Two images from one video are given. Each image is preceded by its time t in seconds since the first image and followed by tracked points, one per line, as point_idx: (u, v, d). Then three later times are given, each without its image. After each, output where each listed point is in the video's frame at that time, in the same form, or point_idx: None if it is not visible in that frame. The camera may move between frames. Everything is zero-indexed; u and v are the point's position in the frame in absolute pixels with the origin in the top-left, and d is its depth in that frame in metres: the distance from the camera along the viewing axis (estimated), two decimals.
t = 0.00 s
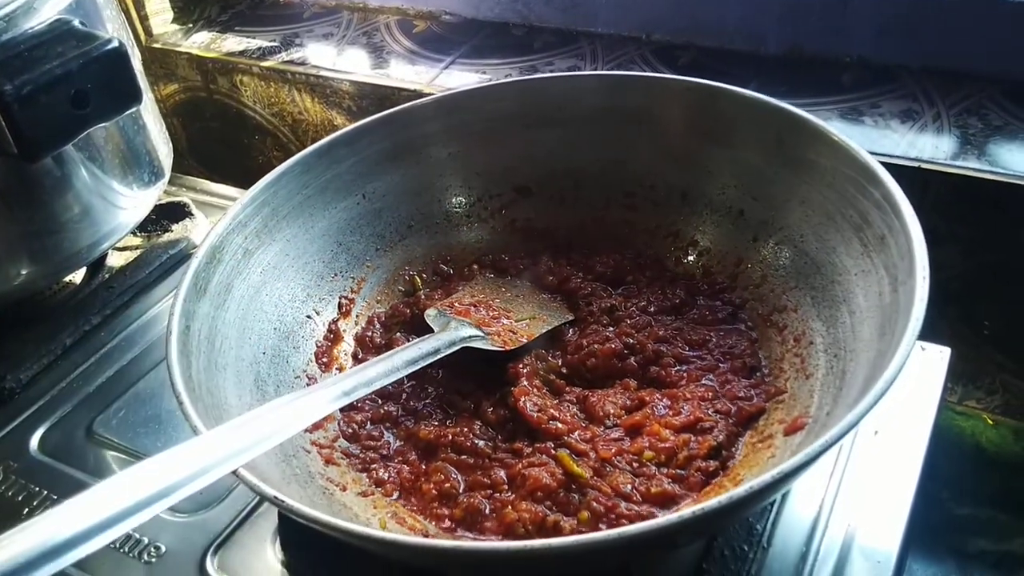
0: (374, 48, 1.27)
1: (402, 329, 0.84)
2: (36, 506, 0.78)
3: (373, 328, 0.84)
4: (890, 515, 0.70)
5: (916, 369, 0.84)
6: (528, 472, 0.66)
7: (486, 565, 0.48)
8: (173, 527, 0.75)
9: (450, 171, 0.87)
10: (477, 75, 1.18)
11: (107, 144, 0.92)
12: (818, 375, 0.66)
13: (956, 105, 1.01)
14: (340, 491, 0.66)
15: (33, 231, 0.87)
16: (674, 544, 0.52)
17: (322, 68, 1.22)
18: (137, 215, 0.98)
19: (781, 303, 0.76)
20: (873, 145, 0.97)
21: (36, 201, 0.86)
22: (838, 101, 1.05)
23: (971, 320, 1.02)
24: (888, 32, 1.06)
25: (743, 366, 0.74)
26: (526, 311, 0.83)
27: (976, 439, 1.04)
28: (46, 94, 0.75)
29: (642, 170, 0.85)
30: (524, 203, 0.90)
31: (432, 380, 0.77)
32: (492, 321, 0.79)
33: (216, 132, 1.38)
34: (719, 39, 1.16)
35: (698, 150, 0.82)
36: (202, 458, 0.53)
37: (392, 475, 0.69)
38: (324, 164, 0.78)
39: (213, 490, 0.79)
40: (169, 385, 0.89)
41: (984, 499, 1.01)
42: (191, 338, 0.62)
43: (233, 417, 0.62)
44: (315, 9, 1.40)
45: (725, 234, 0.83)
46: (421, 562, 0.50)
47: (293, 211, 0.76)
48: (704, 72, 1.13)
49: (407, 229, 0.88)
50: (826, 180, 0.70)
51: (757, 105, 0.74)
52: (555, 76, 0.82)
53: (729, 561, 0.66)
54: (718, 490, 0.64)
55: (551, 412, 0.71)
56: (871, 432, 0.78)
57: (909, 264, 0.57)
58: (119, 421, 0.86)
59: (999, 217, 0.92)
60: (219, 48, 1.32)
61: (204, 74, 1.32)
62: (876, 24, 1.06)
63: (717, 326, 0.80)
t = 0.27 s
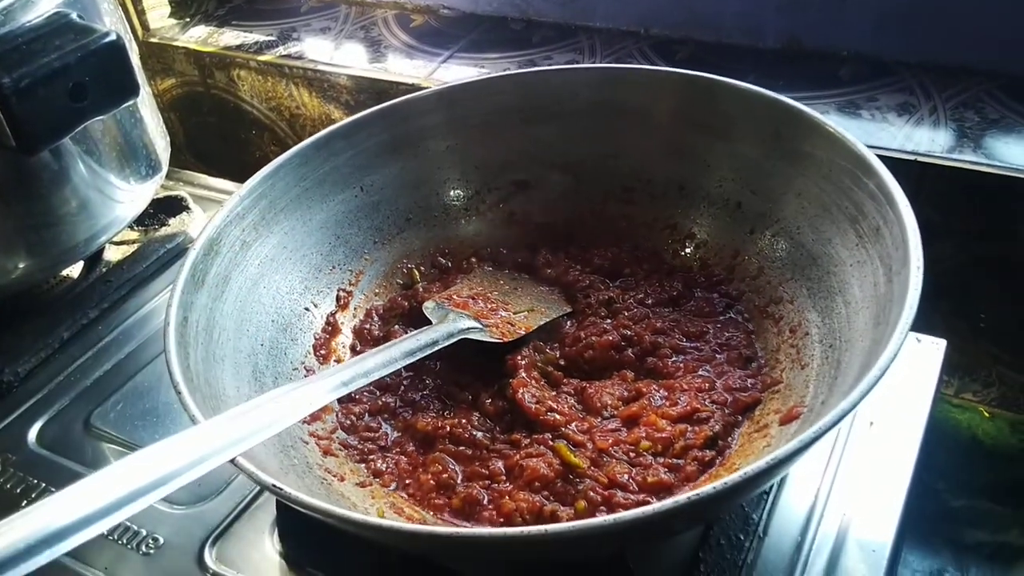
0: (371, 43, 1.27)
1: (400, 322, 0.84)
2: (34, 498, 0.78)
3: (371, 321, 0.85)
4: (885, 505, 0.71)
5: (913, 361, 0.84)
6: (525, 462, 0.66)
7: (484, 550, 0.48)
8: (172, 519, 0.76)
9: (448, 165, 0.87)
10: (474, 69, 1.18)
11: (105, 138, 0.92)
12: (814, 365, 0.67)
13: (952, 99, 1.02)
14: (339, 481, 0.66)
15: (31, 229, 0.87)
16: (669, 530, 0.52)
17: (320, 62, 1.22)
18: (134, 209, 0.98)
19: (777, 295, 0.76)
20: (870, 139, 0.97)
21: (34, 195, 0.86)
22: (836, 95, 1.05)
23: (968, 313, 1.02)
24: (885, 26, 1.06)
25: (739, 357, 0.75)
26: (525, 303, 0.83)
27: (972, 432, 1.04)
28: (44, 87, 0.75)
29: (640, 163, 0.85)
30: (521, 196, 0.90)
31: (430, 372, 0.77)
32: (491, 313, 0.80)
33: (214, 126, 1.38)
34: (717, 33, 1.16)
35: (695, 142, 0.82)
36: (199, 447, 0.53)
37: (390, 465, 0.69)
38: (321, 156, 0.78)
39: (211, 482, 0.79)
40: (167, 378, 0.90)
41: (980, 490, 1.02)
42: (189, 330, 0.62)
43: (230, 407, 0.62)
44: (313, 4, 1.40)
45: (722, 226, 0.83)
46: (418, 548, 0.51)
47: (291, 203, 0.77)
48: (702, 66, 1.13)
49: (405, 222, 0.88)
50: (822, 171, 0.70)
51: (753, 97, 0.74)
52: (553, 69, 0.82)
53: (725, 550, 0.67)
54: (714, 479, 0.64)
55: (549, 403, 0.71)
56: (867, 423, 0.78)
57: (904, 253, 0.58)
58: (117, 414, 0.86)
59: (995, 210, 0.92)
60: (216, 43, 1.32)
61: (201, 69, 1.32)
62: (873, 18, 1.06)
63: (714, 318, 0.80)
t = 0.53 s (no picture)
0: (372, 39, 1.28)
1: (402, 316, 0.85)
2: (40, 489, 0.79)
3: (373, 314, 0.85)
4: (880, 495, 0.72)
5: (909, 353, 0.85)
6: (526, 452, 0.67)
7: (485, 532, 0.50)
8: (176, 509, 0.77)
9: (449, 159, 0.88)
10: (475, 66, 1.19)
11: (108, 133, 0.93)
12: (809, 356, 0.68)
13: (949, 95, 1.02)
14: (342, 469, 0.67)
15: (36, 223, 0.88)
16: (665, 515, 0.53)
17: (320, 59, 1.23)
18: (137, 204, 0.99)
19: (774, 288, 0.77)
20: (867, 135, 0.98)
21: (39, 189, 0.86)
22: (834, 91, 1.06)
23: (963, 308, 1.03)
24: (882, 22, 1.07)
25: (735, 349, 0.76)
26: (525, 296, 0.84)
27: (968, 425, 1.06)
28: (48, 83, 0.75)
29: (638, 159, 0.86)
30: (522, 191, 0.91)
31: (432, 364, 0.78)
32: (492, 306, 0.80)
33: (215, 123, 1.38)
34: (715, 29, 1.17)
35: (693, 137, 0.83)
36: (201, 437, 0.54)
37: (391, 455, 0.70)
38: (323, 151, 0.78)
39: (215, 473, 0.81)
40: (170, 371, 0.90)
41: (975, 482, 1.03)
42: (194, 321, 0.63)
43: (235, 397, 0.63)
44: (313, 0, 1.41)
45: (719, 220, 0.84)
46: (419, 532, 0.52)
47: (294, 197, 0.77)
48: (700, 62, 1.14)
49: (407, 217, 0.89)
50: (818, 165, 0.71)
51: (750, 92, 0.75)
52: (552, 65, 0.82)
53: (722, 538, 0.67)
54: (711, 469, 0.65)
55: (549, 395, 0.72)
56: (863, 415, 0.79)
57: (898, 246, 0.58)
58: (121, 406, 0.87)
59: (989, 205, 0.93)
60: (218, 40, 1.32)
61: (202, 65, 1.33)
62: (870, 14, 1.07)
63: (712, 311, 0.81)
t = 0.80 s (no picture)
0: (378, 41, 1.30)
1: (410, 310, 0.88)
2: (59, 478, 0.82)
3: (382, 308, 0.88)
4: (871, 482, 0.74)
5: (901, 346, 0.88)
6: (530, 441, 0.70)
7: (493, 513, 0.53)
8: (193, 497, 0.80)
9: (455, 159, 0.91)
10: (479, 67, 1.21)
11: (123, 133, 0.96)
12: (803, 348, 0.70)
13: (942, 96, 1.05)
14: (354, 457, 0.70)
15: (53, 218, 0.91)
16: (663, 498, 0.56)
17: (328, 60, 1.26)
18: (151, 202, 1.01)
19: (769, 283, 0.80)
20: (861, 135, 1.01)
21: (57, 187, 0.89)
22: (830, 92, 1.09)
23: (955, 303, 1.06)
24: (877, 25, 1.10)
25: (732, 342, 0.78)
26: (529, 292, 0.87)
27: (960, 417, 1.09)
28: (68, 84, 0.78)
29: (638, 158, 0.89)
30: (525, 190, 0.94)
31: (439, 356, 0.81)
32: (497, 301, 0.83)
33: (225, 122, 1.41)
34: (714, 31, 1.20)
35: (691, 137, 0.85)
36: (213, 427, 0.57)
37: (401, 443, 0.73)
38: (334, 150, 0.81)
39: (229, 462, 0.83)
40: (184, 365, 0.93)
41: (966, 473, 1.05)
42: (213, 314, 0.66)
43: (252, 386, 0.66)
44: (320, 3, 1.44)
45: (717, 217, 0.87)
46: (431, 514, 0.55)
47: (306, 195, 0.80)
48: (699, 64, 1.17)
49: (414, 215, 0.92)
50: (812, 165, 0.74)
51: (747, 94, 0.78)
52: (556, 68, 0.85)
53: (719, 523, 0.70)
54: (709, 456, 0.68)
55: (552, 386, 0.75)
56: (856, 405, 0.82)
57: (887, 242, 0.61)
58: (137, 398, 0.90)
59: (980, 203, 0.96)
60: (227, 41, 1.35)
61: (212, 67, 1.36)
62: (866, 17, 1.10)
63: (709, 305, 0.84)
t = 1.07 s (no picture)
0: (385, 40, 1.32)
1: (417, 304, 0.90)
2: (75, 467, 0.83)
3: (390, 302, 0.90)
4: (869, 472, 0.76)
5: (899, 340, 0.90)
6: (536, 430, 0.72)
7: (502, 498, 0.54)
8: (206, 485, 0.81)
9: (462, 156, 0.93)
10: (485, 65, 1.23)
11: (136, 130, 0.98)
12: (802, 341, 0.72)
13: (940, 94, 1.07)
14: (364, 446, 0.72)
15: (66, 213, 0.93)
16: (664, 485, 0.58)
17: (335, 59, 1.28)
18: (162, 197, 1.03)
19: (770, 277, 0.81)
20: (861, 133, 1.03)
21: (72, 183, 0.91)
22: (830, 91, 1.10)
23: (954, 298, 1.08)
24: (877, 24, 1.11)
25: (733, 335, 0.80)
26: (534, 286, 0.89)
27: (958, 411, 1.10)
28: (85, 82, 0.80)
29: (642, 156, 0.91)
30: (531, 186, 0.96)
31: (446, 348, 0.83)
32: (503, 294, 0.85)
33: (233, 120, 1.43)
34: (716, 31, 1.21)
35: (694, 135, 0.87)
36: (226, 417, 0.58)
37: (409, 433, 0.75)
38: (344, 147, 0.83)
39: (241, 452, 0.85)
40: (196, 357, 0.95)
41: (965, 466, 1.08)
42: (228, 306, 0.68)
43: (265, 376, 0.68)
44: (327, 2, 1.46)
45: (719, 213, 0.89)
46: (442, 500, 0.57)
47: (317, 191, 0.82)
48: (701, 62, 1.19)
49: (422, 210, 0.94)
50: (812, 162, 0.76)
51: (748, 92, 0.79)
52: (561, 67, 0.87)
53: (719, 511, 0.72)
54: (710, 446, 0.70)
55: (557, 377, 0.77)
56: (855, 398, 0.84)
57: (885, 237, 0.63)
58: (150, 390, 0.91)
59: (978, 200, 0.98)
60: (236, 40, 1.37)
61: (221, 65, 1.37)
62: (866, 17, 1.11)
63: (711, 299, 0.86)
